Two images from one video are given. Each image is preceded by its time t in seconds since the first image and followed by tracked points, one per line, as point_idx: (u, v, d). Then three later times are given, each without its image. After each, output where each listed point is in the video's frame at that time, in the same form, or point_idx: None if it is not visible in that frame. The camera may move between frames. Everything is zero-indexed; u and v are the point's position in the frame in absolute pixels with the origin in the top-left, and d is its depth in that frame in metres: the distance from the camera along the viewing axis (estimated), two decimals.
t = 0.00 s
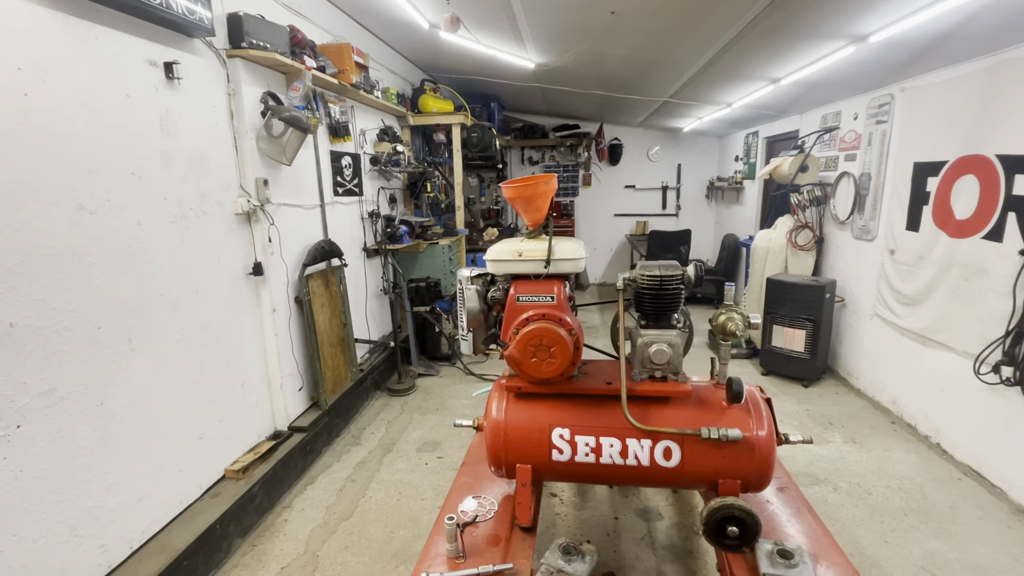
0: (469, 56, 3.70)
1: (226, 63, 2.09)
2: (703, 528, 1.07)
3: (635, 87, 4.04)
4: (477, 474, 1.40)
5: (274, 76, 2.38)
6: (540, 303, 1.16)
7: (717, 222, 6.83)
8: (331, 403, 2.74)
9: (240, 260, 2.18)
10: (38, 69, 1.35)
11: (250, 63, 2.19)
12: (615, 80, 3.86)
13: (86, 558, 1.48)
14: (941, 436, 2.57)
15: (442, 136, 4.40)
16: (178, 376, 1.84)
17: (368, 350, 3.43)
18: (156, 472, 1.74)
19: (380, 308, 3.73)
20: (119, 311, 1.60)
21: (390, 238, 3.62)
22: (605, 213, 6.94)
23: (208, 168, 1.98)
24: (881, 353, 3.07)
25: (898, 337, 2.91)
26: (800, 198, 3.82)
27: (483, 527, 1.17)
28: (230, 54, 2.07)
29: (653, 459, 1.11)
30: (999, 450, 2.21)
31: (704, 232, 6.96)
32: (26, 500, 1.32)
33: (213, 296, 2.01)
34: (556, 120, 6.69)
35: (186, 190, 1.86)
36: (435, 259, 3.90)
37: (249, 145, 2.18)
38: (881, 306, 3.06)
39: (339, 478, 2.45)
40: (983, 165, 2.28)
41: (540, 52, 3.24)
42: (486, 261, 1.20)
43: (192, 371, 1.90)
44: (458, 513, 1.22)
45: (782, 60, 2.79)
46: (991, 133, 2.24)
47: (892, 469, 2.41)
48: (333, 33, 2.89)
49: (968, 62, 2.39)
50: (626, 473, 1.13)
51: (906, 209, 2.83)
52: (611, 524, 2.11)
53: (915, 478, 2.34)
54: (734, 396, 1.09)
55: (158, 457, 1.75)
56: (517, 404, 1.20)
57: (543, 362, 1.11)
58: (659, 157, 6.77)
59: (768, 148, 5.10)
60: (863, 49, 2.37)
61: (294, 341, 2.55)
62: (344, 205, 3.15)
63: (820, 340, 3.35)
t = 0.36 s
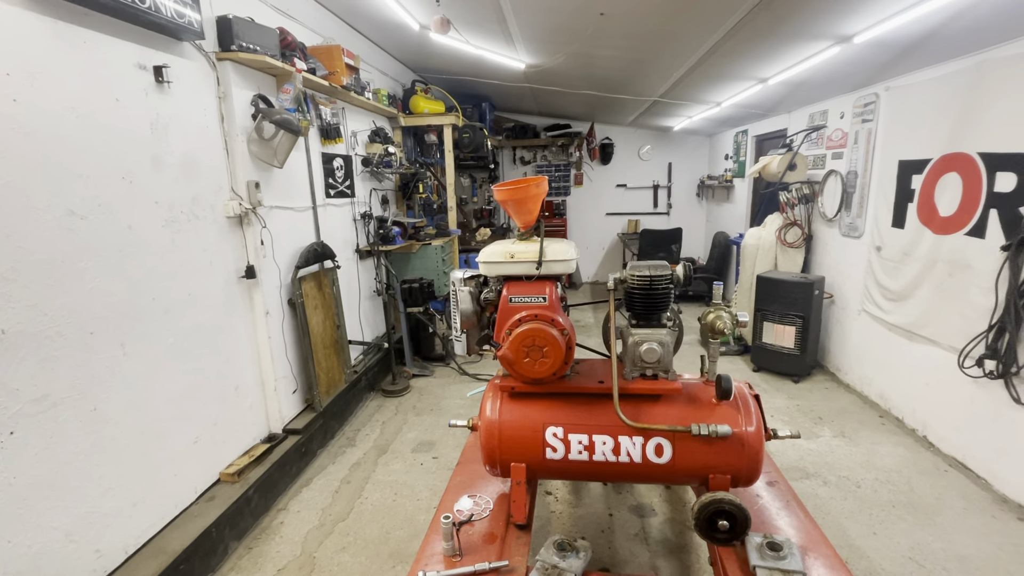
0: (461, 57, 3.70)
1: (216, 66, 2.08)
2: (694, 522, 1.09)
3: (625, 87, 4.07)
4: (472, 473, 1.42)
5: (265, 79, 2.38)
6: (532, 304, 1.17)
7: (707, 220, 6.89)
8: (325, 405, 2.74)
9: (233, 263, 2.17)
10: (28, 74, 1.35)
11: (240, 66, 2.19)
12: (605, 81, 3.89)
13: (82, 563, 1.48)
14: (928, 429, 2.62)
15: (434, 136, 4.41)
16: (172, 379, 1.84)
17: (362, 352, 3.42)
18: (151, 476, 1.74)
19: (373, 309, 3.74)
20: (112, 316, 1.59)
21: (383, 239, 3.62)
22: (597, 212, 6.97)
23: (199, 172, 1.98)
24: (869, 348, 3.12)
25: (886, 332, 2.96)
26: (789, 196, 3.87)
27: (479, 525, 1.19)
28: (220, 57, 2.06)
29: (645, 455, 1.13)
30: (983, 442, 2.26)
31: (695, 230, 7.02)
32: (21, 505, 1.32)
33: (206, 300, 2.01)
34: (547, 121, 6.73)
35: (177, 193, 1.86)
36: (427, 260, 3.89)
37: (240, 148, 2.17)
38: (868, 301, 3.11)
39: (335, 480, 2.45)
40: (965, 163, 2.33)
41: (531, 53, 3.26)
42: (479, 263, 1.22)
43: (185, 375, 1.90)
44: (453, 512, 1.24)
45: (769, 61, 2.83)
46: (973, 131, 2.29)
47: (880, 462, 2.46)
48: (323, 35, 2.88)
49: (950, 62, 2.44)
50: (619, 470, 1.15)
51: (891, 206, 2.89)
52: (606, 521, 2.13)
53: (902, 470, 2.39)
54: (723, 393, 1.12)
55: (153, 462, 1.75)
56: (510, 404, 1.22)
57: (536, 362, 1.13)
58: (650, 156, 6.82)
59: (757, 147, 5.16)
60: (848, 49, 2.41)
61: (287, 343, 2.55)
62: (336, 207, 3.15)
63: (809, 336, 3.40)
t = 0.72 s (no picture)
0: (452, 58, 3.71)
1: (208, 68, 2.06)
2: (700, 515, 1.12)
3: (615, 88, 4.11)
4: (479, 472, 1.43)
5: (257, 80, 2.36)
6: (541, 305, 1.19)
7: (694, 219, 6.98)
8: (321, 408, 2.73)
9: (228, 266, 2.15)
10: (21, 77, 1.32)
11: (233, 67, 2.17)
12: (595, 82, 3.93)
13: (82, 573, 1.46)
14: (913, 420, 2.70)
15: (424, 137, 4.40)
16: (169, 385, 1.82)
17: (356, 354, 3.40)
18: (149, 483, 1.71)
19: (366, 311, 3.72)
20: (109, 322, 1.57)
21: (376, 240, 3.60)
22: (586, 211, 7.02)
23: (193, 174, 1.95)
24: (855, 343, 3.20)
25: (872, 327, 3.04)
26: (776, 195, 3.93)
27: (489, 524, 1.20)
28: (213, 59, 2.04)
29: (653, 452, 1.15)
30: (967, 432, 2.34)
31: (682, 228, 7.11)
32: (19, 516, 1.29)
33: (201, 304, 1.99)
34: (536, 121, 6.76)
35: (172, 196, 1.84)
36: (420, 260, 3.88)
37: (234, 150, 2.15)
38: (854, 297, 3.19)
39: (333, 483, 2.44)
40: (947, 162, 2.41)
41: (523, 55, 3.28)
42: (487, 265, 1.23)
43: (182, 380, 1.88)
44: (463, 512, 1.25)
45: (756, 62, 2.88)
46: (954, 132, 2.37)
47: (868, 454, 2.53)
48: (314, 35, 2.86)
49: (932, 64, 2.51)
50: (627, 467, 1.17)
51: (875, 205, 2.96)
52: (606, 517, 2.16)
53: (890, 461, 2.46)
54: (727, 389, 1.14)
55: (151, 468, 1.73)
56: (519, 403, 1.23)
57: (545, 362, 1.14)
58: (638, 156, 6.89)
59: (744, 146, 5.24)
60: (834, 52, 2.47)
61: (283, 347, 2.53)
62: (329, 208, 3.13)
63: (797, 332, 3.48)
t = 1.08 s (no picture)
0: (441, 57, 3.70)
1: (201, 64, 2.02)
2: (710, 500, 1.16)
3: (602, 88, 4.16)
4: (489, 465, 1.45)
5: (249, 76, 2.32)
6: (554, 299, 1.22)
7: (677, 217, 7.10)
8: (315, 408, 2.70)
9: (222, 265, 2.12)
10: (15, 70, 1.28)
11: (225, 63, 2.13)
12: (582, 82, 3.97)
13: None
14: (893, 409, 2.81)
15: (412, 135, 4.38)
16: (166, 386, 1.78)
17: (347, 354, 3.36)
18: (147, 486, 1.68)
19: (356, 310, 3.69)
20: (106, 321, 1.54)
21: (366, 239, 3.57)
22: (571, 210, 7.07)
23: (187, 172, 1.92)
24: (837, 336, 3.31)
25: (852, 320, 3.15)
26: (759, 193, 4.04)
27: (504, 515, 1.22)
28: (205, 54, 2.01)
29: (663, 440, 1.18)
30: (944, 419, 2.45)
31: (665, 226, 7.22)
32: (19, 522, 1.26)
33: (196, 303, 1.95)
34: (520, 119, 6.78)
35: (166, 194, 1.80)
36: (410, 260, 3.84)
37: (227, 147, 2.12)
38: (836, 292, 3.30)
39: (330, 483, 2.42)
40: (923, 161, 2.52)
41: (513, 54, 3.30)
42: (501, 260, 1.25)
43: (179, 381, 1.85)
44: (477, 504, 1.26)
45: (741, 64, 2.96)
46: (930, 132, 2.48)
47: (853, 442, 2.63)
48: (304, 32, 2.83)
49: (908, 67, 2.62)
50: (638, 455, 1.20)
51: (855, 202, 3.08)
52: (605, 509, 2.20)
53: (872, 448, 2.56)
54: (734, 378, 1.19)
55: (149, 471, 1.69)
56: (532, 395, 1.25)
57: (560, 354, 1.17)
58: (621, 155, 6.97)
59: (725, 145, 5.36)
60: (816, 54, 2.56)
61: (277, 346, 2.50)
62: (319, 207, 3.09)
63: (781, 325, 3.58)
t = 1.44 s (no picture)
0: (424, 54, 3.67)
1: (180, 56, 1.96)
2: (707, 490, 1.19)
3: (583, 87, 4.19)
4: (486, 461, 1.45)
5: (229, 70, 2.26)
6: (554, 294, 1.24)
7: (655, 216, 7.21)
8: (300, 410, 2.65)
9: (203, 264, 2.05)
10: None
11: (205, 57, 2.07)
12: (565, 81, 3.99)
13: None
14: (867, 399, 2.92)
15: (394, 133, 4.33)
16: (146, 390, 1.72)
17: (330, 354, 3.31)
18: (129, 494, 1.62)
19: (339, 310, 3.63)
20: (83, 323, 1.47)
21: (348, 238, 3.51)
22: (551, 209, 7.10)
23: (166, 168, 1.85)
24: (813, 330, 3.42)
25: (828, 314, 3.26)
26: (737, 191, 4.10)
27: (505, 511, 1.22)
28: (184, 47, 1.94)
29: (662, 432, 1.20)
30: (916, 408, 2.55)
31: (644, 224, 7.33)
32: None
33: (178, 303, 1.89)
34: (500, 118, 6.77)
35: (145, 192, 1.74)
36: (393, 259, 3.79)
37: (207, 143, 2.05)
38: (812, 287, 3.41)
39: (317, 486, 2.38)
40: (895, 161, 2.62)
41: (497, 52, 3.29)
42: (500, 256, 1.25)
43: (160, 384, 1.79)
44: (477, 500, 1.26)
45: (721, 65, 3.03)
46: (901, 133, 2.58)
47: (831, 432, 2.72)
48: (284, 26, 2.77)
49: (880, 69, 2.72)
50: (638, 447, 1.22)
51: (830, 200, 3.18)
52: (595, 504, 2.22)
53: (849, 437, 2.65)
54: (730, 369, 1.21)
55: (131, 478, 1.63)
56: (531, 390, 1.26)
57: (561, 349, 1.17)
58: (601, 154, 7.04)
59: (703, 145, 5.47)
60: (794, 56, 2.64)
61: (260, 347, 2.44)
62: (300, 205, 3.03)
63: (760, 320, 3.68)
